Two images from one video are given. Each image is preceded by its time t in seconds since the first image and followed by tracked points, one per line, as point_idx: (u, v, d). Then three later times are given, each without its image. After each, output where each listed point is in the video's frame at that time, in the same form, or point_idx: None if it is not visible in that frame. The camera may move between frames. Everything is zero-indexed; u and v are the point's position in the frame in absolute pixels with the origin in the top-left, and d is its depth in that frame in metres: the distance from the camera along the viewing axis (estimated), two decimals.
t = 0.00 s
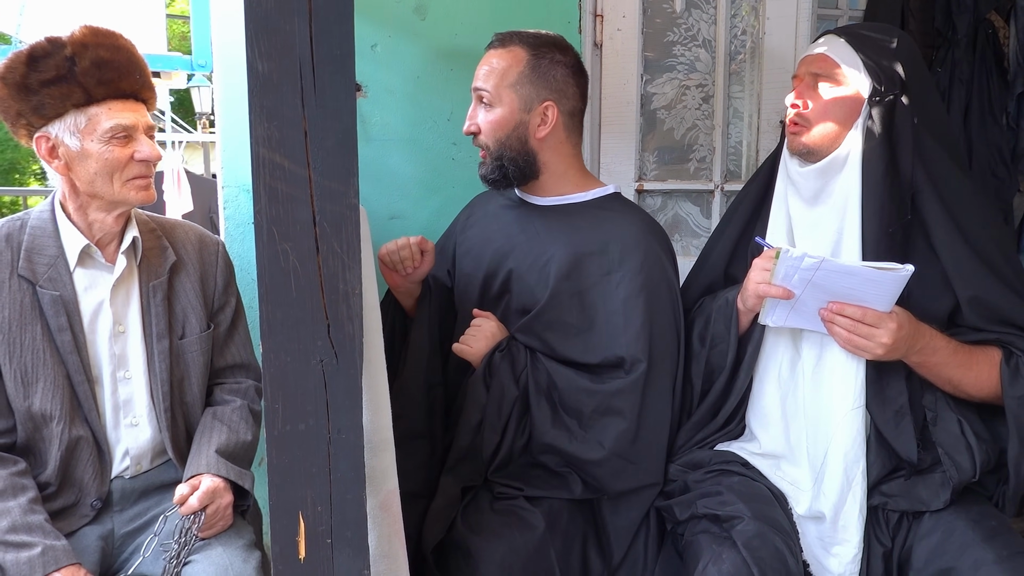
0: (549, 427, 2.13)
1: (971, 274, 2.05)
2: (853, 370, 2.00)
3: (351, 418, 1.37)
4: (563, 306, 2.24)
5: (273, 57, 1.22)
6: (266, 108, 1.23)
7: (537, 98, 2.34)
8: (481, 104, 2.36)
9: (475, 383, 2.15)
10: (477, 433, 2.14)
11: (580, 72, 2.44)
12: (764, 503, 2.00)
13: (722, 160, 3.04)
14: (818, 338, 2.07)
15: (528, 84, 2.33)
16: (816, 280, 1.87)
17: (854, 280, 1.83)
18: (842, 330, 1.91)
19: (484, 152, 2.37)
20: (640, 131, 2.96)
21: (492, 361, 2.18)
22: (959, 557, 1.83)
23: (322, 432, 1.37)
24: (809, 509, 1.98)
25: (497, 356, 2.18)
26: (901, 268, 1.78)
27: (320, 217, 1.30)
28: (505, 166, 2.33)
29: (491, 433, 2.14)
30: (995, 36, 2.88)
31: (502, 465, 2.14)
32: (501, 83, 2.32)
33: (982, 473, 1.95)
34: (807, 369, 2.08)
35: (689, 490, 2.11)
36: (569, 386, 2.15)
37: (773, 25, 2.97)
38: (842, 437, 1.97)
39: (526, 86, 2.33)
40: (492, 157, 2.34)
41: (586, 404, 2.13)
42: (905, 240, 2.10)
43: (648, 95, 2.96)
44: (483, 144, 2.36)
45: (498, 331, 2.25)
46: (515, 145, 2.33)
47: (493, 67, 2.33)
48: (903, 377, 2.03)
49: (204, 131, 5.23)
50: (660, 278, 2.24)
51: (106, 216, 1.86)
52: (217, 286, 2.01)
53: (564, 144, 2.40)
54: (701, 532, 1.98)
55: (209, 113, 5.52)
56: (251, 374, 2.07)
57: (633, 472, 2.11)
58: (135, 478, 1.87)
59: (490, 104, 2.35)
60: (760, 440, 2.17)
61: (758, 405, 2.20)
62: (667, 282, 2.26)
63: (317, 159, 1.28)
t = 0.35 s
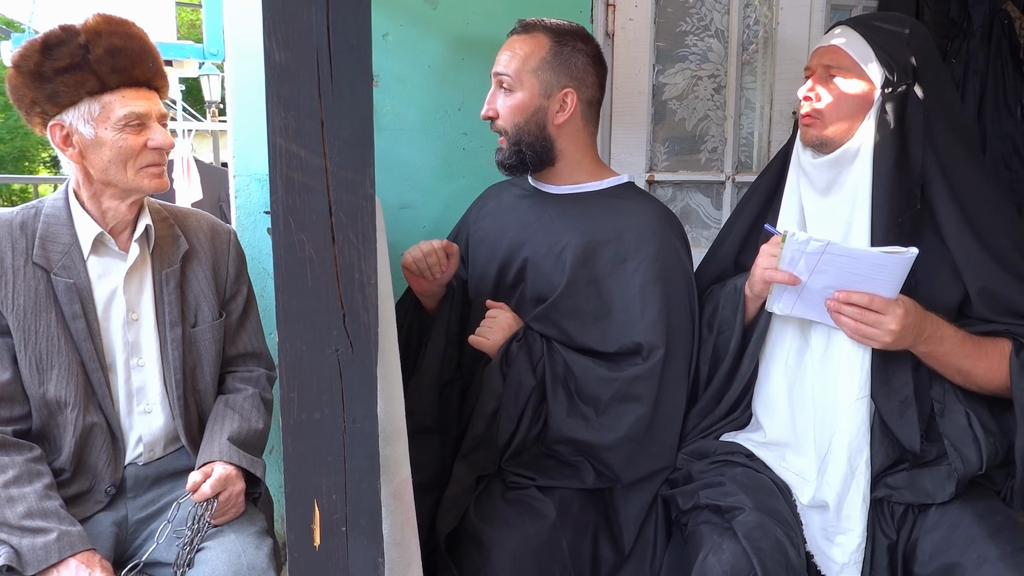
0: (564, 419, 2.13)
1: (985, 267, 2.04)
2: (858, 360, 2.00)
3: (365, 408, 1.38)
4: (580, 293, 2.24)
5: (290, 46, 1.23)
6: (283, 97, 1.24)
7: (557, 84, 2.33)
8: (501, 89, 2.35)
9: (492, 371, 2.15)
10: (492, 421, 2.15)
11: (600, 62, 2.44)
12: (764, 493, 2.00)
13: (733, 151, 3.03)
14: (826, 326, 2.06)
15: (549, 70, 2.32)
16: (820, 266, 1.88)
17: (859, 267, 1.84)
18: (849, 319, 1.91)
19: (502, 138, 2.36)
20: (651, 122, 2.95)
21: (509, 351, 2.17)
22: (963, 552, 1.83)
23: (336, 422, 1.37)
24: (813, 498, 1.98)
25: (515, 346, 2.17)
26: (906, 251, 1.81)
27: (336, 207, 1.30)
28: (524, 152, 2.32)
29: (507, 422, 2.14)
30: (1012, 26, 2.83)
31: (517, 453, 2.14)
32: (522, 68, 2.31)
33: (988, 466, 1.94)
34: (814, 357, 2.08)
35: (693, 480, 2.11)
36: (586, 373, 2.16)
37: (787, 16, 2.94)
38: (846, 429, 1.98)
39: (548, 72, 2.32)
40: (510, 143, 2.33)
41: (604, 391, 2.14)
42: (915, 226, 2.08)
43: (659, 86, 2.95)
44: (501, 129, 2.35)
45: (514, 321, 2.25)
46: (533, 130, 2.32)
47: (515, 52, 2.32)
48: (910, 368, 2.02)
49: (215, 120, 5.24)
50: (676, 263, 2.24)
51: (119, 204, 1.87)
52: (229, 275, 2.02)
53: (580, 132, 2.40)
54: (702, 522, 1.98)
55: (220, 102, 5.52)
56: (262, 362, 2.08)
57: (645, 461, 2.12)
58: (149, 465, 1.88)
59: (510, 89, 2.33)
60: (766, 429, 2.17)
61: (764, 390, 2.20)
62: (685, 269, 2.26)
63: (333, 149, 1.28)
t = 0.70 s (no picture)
0: (564, 411, 2.14)
1: (989, 263, 2.04)
2: (864, 351, 2.00)
3: (370, 407, 1.39)
4: (578, 291, 2.25)
5: (295, 48, 1.24)
6: (288, 99, 1.25)
7: (552, 84, 2.33)
8: (497, 89, 2.36)
9: (489, 366, 2.16)
10: (492, 417, 2.16)
11: (596, 60, 2.44)
12: (766, 488, 2.01)
13: (737, 149, 3.02)
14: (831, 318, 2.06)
15: (544, 70, 2.32)
16: (830, 258, 1.89)
17: (867, 258, 1.84)
18: (855, 311, 1.91)
19: (497, 137, 2.37)
20: (654, 121, 2.96)
21: (506, 347, 2.18)
22: (965, 544, 1.83)
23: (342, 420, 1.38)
24: (815, 488, 1.99)
25: (512, 341, 2.18)
26: (915, 245, 1.79)
27: (341, 207, 1.31)
28: (518, 151, 2.34)
29: (507, 415, 2.15)
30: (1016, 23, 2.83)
31: (519, 449, 2.16)
32: (517, 68, 2.32)
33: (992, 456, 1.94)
34: (819, 351, 2.08)
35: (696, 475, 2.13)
36: (583, 368, 2.17)
37: (792, 13, 2.95)
38: (849, 418, 1.98)
39: (542, 71, 2.32)
40: (505, 142, 2.34)
41: (601, 386, 2.14)
42: (923, 222, 2.09)
43: (663, 84, 2.95)
44: (497, 128, 2.37)
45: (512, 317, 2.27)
46: (528, 130, 2.33)
47: (510, 53, 2.33)
48: (914, 359, 2.02)
49: (220, 119, 5.25)
50: (672, 258, 2.24)
51: (125, 204, 1.89)
52: (234, 273, 2.03)
53: (576, 132, 2.40)
54: (703, 515, 2.01)
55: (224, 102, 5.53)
56: (268, 360, 2.09)
57: (648, 457, 2.12)
58: (156, 462, 1.90)
59: (506, 89, 2.34)
60: (767, 423, 2.18)
61: (767, 380, 2.21)
62: (680, 263, 2.26)
63: (338, 149, 1.29)
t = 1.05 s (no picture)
0: (572, 401, 2.15)
1: (1003, 256, 2.03)
2: (885, 347, 2.01)
3: (383, 400, 1.40)
4: (584, 286, 2.25)
5: (308, 43, 1.24)
6: (301, 94, 1.25)
7: (540, 90, 2.32)
8: (487, 105, 2.36)
9: (499, 360, 2.18)
10: (502, 410, 2.18)
11: (576, 53, 2.42)
12: (772, 479, 2.01)
13: (748, 142, 3.01)
14: (850, 314, 2.07)
15: (529, 78, 2.31)
16: (856, 249, 1.87)
17: (894, 249, 1.82)
18: (879, 303, 1.91)
19: (498, 151, 2.37)
20: (665, 114, 2.96)
21: (514, 340, 2.20)
22: (984, 532, 1.83)
23: (355, 413, 1.39)
24: (826, 481, 1.99)
25: (521, 334, 2.20)
26: (942, 237, 1.77)
27: (354, 201, 1.31)
28: (521, 162, 2.34)
29: (515, 409, 2.17)
30: None
31: (529, 442, 2.16)
32: (502, 82, 2.31)
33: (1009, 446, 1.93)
34: (836, 344, 2.08)
35: (703, 466, 2.14)
36: (591, 361, 2.17)
37: (803, 5, 2.93)
38: (870, 416, 1.99)
39: (528, 80, 2.31)
40: (507, 155, 2.34)
41: (609, 379, 2.15)
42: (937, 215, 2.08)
43: (673, 77, 2.95)
44: (496, 144, 2.36)
45: (524, 312, 2.30)
46: (525, 139, 2.33)
47: (491, 67, 2.31)
48: (933, 352, 2.02)
49: (230, 116, 5.28)
50: (679, 250, 2.24)
51: (139, 199, 1.90)
52: (247, 268, 2.04)
53: (573, 128, 2.39)
54: (709, 506, 2.02)
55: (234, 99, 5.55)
56: (281, 354, 2.11)
57: (658, 450, 2.12)
58: (170, 455, 1.91)
59: (495, 104, 2.33)
60: (777, 415, 2.18)
61: (778, 378, 2.20)
62: (687, 254, 2.26)
63: (351, 144, 1.29)
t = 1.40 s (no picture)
0: (580, 395, 2.16)
1: (1014, 254, 2.01)
2: (886, 347, 1.98)
3: (391, 400, 1.41)
4: (594, 284, 2.24)
5: (314, 46, 1.25)
6: (308, 97, 1.26)
7: (558, 88, 2.33)
8: (504, 102, 2.36)
9: (507, 357, 2.19)
10: (511, 405, 2.18)
11: (594, 52, 2.43)
12: (781, 479, 2.01)
13: (759, 140, 2.98)
14: (850, 314, 2.05)
15: (547, 76, 2.32)
16: (846, 256, 1.86)
17: (885, 255, 1.82)
18: (875, 307, 1.90)
19: (511, 148, 2.37)
20: (674, 113, 2.96)
21: (522, 335, 2.21)
22: (989, 536, 1.82)
23: (364, 413, 1.40)
24: (835, 482, 1.98)
25: (528, 330, 2.21)
26: (932, 241, 1.78)
27: (361, 203, 1.32)
28: (535, 159, 2.34)
29: (524, 404, 2.17)
30: None
31: (539, 439, 2.16)
32: (520, 80, 2.31)
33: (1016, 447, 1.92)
34: (838, 345, 2.06)
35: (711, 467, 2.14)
36: (600, 359, 2.16)
37: (813, 3, 2.86)
38: (874, 412, 1.97)
39: (546, 79, 2.32)
40: (521, 153, 2.35)
41: (616, 376, 2.15)
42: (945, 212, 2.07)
43: (683, 75, 2.95)
44: (510, 142, 2.37)
45: (532, 309, 2.29)
46: (542, 138, 2.34)
47: (510, 65, 2.32)
48: (936, 353, 2.00)
49: (243, 117, 5.30)
50: (689, 250, 2.24)
51: (151, 202, 1.92)
52: (258, 270, 2.06)
53: (589, 128, 2.40)
54: (718, 506, 2.02)
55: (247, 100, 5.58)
56: (293, 355, 2.12)
57: (666, 450, 2.12)
58: (183, 456, 1.93)
59: (512, 101, 2.34)
60: (785, 418, 2.18)
61: (786, 381, 2.20)
62: (697, 253, 2.26)
63: (358, 146, 1.30)
